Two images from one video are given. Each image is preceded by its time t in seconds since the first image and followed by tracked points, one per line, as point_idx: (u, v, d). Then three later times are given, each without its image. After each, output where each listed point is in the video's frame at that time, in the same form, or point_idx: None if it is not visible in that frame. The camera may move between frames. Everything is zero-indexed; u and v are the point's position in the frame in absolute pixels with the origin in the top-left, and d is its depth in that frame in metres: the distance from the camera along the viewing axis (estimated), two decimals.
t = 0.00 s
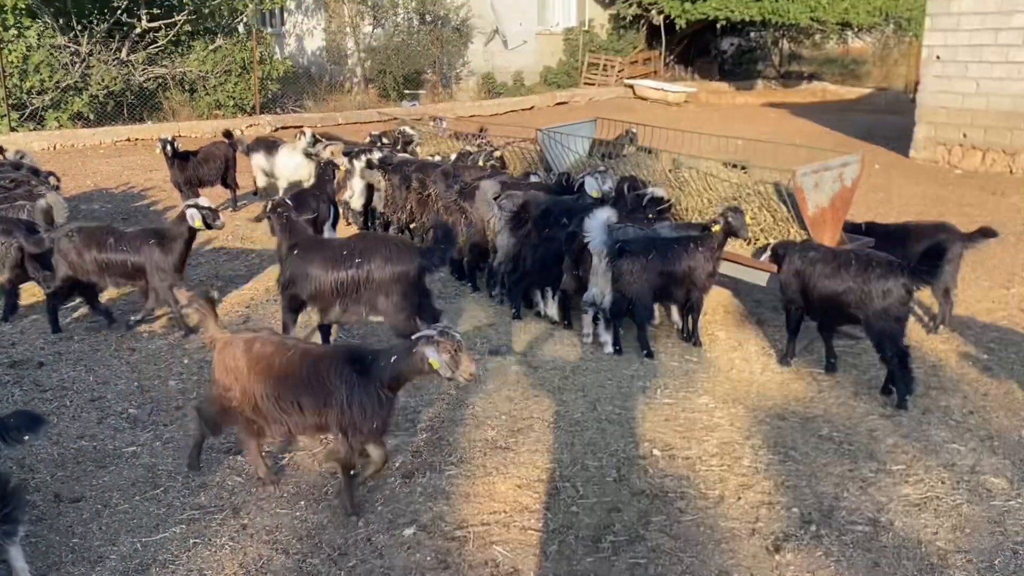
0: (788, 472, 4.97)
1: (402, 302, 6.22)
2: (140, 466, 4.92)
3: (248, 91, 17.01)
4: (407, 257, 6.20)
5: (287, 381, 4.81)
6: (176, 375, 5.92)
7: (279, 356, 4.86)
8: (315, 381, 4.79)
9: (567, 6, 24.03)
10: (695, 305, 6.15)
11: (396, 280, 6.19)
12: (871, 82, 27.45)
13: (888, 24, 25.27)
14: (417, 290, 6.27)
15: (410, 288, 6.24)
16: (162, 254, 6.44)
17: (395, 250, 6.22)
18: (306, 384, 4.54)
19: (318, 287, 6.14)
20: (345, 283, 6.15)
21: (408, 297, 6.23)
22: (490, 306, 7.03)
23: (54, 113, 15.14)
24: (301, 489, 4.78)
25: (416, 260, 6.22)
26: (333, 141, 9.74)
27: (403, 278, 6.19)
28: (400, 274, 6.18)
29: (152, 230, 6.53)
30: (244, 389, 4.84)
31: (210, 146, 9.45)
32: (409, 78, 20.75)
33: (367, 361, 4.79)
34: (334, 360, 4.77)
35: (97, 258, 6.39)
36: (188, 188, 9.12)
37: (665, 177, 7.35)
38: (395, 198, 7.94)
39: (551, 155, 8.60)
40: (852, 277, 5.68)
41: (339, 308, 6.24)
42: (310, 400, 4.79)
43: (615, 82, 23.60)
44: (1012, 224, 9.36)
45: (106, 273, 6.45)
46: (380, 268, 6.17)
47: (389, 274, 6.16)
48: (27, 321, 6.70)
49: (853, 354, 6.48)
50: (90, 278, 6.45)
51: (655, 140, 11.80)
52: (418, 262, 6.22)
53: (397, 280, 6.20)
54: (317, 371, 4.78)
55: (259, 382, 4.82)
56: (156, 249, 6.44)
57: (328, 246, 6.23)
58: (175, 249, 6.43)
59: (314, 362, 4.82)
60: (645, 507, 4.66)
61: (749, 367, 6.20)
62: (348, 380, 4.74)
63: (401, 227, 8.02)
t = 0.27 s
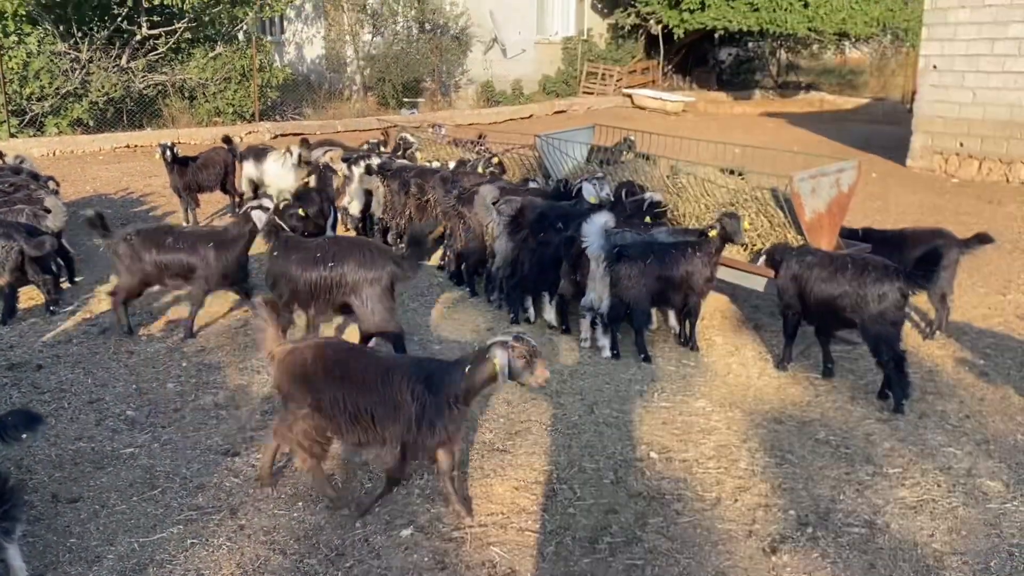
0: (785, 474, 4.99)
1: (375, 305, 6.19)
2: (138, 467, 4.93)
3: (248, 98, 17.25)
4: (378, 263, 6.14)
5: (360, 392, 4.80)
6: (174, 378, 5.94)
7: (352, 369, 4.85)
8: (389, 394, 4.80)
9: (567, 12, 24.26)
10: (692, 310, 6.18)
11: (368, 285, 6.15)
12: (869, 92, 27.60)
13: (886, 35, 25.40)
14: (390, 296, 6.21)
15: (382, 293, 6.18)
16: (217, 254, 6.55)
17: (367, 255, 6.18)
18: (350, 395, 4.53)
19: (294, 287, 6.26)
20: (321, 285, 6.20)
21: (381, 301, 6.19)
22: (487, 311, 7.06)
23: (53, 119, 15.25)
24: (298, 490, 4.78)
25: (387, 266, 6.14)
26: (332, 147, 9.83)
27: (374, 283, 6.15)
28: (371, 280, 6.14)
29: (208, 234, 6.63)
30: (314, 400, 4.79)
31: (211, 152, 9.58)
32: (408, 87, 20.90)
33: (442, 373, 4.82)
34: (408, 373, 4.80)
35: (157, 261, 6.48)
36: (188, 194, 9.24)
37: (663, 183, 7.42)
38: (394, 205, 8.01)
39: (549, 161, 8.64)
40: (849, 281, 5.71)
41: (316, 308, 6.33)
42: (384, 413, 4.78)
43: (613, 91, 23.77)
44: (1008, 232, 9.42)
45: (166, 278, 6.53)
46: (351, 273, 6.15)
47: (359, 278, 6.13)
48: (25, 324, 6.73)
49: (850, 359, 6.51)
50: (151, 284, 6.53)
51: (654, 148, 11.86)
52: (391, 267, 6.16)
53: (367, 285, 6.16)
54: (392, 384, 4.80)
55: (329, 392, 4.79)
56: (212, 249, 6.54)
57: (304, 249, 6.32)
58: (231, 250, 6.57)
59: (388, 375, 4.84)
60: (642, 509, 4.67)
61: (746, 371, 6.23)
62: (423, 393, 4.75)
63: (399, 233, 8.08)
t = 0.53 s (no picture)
0: (781, 477, 5.01)
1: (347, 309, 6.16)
2: (137, 469, 4.94)
3: (247, 104, 17.30)
4: (354, 267, 6.13)
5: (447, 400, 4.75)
6: (174, 381, 5.96)
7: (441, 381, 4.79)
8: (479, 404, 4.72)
9: (565, 22, 24.45)
10: (689, 314, 6.26)
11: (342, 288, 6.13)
12: (866, 101, 27.77)
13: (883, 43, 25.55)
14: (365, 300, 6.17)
15: (357, 296, 6.16)
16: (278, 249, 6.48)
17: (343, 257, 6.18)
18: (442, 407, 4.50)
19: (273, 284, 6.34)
20: (299, 285, 6.24)
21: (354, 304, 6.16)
22: (485, 315, 7.10)
23: (54, 125, 15.35)
24: (296, 492, 4.78)
25: (363, 270, 6.13)
26: (331, 153, 9.88)
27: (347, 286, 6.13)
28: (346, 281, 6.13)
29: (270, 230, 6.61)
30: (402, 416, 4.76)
31: (210, 157, 9.63)
32: (409, 94, 20.91)
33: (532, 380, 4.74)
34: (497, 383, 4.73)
35: (216, 261, 6.61)
36: (188, 199, 9.30)
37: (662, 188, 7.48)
38: (393, 210, 8.09)
39: (546, 166, 8.79)
40: (846, 286, 5.76)
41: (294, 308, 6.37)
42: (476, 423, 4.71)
43: (612, 98, 23.92)
44: (1002, 239, 9.49)
45: (226, 278, 6.67)
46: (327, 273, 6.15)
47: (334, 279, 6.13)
48: (25, 326, 6.75)
49: (846, 363, 6.54)
50: (211, 285, 6.69)
51: (652, 154, 11.94)
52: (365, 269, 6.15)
53: (343, 287, 6.14)
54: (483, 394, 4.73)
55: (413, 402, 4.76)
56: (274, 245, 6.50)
57: (285, 249, 6.38)
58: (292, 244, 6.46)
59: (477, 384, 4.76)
60: (639, 511, 4.68)
61: (743, 376, 6.26)
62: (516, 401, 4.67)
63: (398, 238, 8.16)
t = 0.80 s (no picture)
0: (781, 482, 4.98)
1: (316, 307, 6.11)
2: (133, 473, 4.91)
3: (246, 108, 17.37)
4: (328, 265, 6.07)
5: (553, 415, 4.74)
6: (171, 385, 5.94)
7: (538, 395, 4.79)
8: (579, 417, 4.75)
9: (563, 27, 24.55)
10: (687, 318, 6.27)
11: (313, 285, 6.09)
12: (864, 105, 27.81)
13: (881, 47, 25.58)
14: (335, 302, 6.09)
15: (328, 297, 6.09)
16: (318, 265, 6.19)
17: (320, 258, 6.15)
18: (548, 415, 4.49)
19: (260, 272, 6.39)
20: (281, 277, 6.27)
21: (322, 303, 6.10)
22: (484, 319, 7.10)
23: (52, 128, 15.34)
24: (293, 496, 4.75)
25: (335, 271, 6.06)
26: (328, 155, 9.88)
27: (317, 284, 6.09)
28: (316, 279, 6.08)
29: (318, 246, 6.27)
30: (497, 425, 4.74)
31: (208, 160, 9.62)
32: (406, 98, 21.05)
33: (642, 397, 4.77)
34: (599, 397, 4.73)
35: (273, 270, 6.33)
36: (186, 202, 9.28)
37: (661, 192, 7.47)
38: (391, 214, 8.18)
39: (545, 169, 8.76)
40: (848, 289, 5.75)
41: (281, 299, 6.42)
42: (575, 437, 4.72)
43: (610, 102, 23.97)
44: (1001, 243, 9.49)
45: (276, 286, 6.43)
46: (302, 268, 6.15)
47: (307, 274, 6.11)
48: (21, 329, 6.73)
49: (846, 368, 6.53)
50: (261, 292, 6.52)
51: (650, 158, 11.94)
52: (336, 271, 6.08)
53: (316, 285, 6.08)
54: (588, 407, 4.73)
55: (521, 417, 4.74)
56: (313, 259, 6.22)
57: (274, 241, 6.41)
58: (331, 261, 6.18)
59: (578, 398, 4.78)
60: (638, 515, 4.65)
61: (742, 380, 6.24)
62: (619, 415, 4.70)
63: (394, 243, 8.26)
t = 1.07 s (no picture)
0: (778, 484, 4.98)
1: (300, 312, 6.12)
2: (130, 476, 4.91)
3: (244, 112, 17.40)
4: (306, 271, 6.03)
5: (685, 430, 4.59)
6: (168, 388, 5.94)
7: (676, 410, 4.60)
8: (722, 433, 4.57)
9: (561, 31, 24.63)
10: (685, 321, 6.27)
11: (297, 290, 6.12)
12: (862, 109, 27.88)
13: (878, 51, 25.65)
14: (313, 309, 6.07)
15: (308, 304, 6.09)
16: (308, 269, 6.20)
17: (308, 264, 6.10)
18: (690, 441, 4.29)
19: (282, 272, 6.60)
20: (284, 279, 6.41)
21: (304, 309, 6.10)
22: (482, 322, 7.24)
23: (50, 132, 15.36)
24: (291, 498, 4.74)
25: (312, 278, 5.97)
26: (326, 159, 9.90)
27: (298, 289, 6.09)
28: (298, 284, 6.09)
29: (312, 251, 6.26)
30: (631, 444, 4.57)
31: (207, 164, 9.65)
32: (404, 101, 21.12)
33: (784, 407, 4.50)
34: (745, 412, 4.51)
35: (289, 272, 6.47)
36: (184, 205, 9.29)
37: (657, 196, 7.49)
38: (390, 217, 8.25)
39: (543, 174, 8.77)
40: (846, 292, 5.77)
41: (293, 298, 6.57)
42: (718, 457, 4.55)
43: (608, 106, 24.05)
44: (997, 246, 9.52)
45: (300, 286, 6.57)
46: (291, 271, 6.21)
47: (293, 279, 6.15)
48: (19, 333, 6.73)
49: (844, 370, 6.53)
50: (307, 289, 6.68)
51: (648, 161, 11.95)
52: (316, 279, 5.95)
53: (299, 290, 6.11)
54: (723, 421, 4.55)
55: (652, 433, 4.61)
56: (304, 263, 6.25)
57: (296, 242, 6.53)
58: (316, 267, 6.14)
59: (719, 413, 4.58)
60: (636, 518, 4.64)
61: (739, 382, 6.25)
62: (769, 432, 4.48)
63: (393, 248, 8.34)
